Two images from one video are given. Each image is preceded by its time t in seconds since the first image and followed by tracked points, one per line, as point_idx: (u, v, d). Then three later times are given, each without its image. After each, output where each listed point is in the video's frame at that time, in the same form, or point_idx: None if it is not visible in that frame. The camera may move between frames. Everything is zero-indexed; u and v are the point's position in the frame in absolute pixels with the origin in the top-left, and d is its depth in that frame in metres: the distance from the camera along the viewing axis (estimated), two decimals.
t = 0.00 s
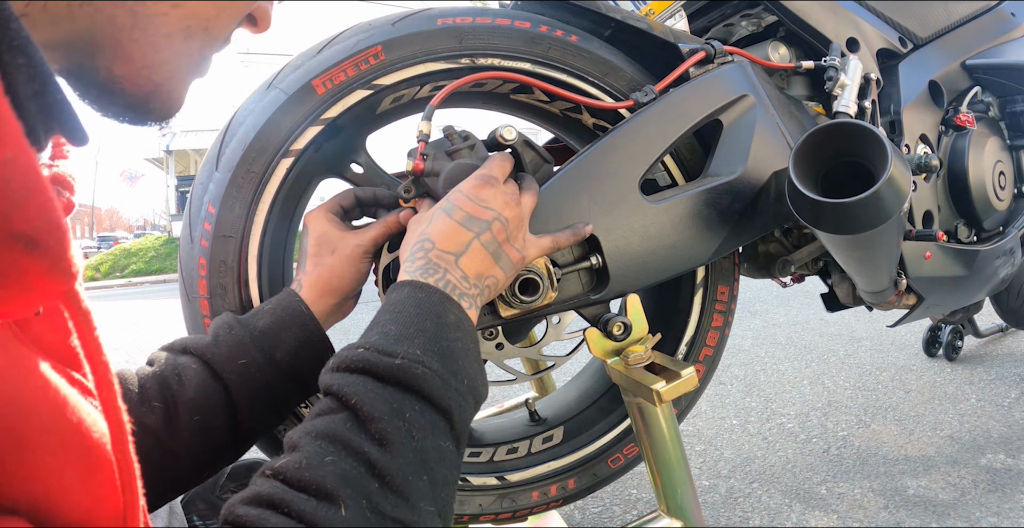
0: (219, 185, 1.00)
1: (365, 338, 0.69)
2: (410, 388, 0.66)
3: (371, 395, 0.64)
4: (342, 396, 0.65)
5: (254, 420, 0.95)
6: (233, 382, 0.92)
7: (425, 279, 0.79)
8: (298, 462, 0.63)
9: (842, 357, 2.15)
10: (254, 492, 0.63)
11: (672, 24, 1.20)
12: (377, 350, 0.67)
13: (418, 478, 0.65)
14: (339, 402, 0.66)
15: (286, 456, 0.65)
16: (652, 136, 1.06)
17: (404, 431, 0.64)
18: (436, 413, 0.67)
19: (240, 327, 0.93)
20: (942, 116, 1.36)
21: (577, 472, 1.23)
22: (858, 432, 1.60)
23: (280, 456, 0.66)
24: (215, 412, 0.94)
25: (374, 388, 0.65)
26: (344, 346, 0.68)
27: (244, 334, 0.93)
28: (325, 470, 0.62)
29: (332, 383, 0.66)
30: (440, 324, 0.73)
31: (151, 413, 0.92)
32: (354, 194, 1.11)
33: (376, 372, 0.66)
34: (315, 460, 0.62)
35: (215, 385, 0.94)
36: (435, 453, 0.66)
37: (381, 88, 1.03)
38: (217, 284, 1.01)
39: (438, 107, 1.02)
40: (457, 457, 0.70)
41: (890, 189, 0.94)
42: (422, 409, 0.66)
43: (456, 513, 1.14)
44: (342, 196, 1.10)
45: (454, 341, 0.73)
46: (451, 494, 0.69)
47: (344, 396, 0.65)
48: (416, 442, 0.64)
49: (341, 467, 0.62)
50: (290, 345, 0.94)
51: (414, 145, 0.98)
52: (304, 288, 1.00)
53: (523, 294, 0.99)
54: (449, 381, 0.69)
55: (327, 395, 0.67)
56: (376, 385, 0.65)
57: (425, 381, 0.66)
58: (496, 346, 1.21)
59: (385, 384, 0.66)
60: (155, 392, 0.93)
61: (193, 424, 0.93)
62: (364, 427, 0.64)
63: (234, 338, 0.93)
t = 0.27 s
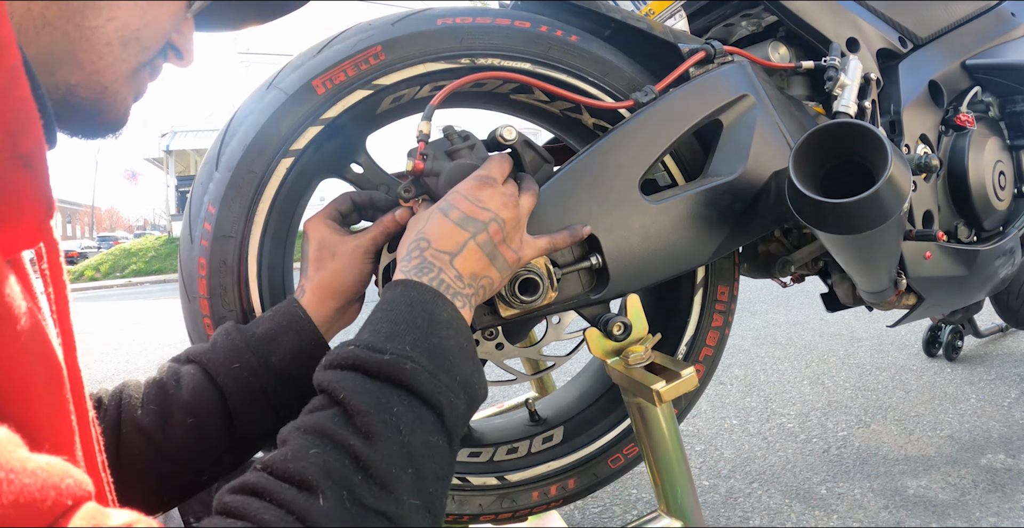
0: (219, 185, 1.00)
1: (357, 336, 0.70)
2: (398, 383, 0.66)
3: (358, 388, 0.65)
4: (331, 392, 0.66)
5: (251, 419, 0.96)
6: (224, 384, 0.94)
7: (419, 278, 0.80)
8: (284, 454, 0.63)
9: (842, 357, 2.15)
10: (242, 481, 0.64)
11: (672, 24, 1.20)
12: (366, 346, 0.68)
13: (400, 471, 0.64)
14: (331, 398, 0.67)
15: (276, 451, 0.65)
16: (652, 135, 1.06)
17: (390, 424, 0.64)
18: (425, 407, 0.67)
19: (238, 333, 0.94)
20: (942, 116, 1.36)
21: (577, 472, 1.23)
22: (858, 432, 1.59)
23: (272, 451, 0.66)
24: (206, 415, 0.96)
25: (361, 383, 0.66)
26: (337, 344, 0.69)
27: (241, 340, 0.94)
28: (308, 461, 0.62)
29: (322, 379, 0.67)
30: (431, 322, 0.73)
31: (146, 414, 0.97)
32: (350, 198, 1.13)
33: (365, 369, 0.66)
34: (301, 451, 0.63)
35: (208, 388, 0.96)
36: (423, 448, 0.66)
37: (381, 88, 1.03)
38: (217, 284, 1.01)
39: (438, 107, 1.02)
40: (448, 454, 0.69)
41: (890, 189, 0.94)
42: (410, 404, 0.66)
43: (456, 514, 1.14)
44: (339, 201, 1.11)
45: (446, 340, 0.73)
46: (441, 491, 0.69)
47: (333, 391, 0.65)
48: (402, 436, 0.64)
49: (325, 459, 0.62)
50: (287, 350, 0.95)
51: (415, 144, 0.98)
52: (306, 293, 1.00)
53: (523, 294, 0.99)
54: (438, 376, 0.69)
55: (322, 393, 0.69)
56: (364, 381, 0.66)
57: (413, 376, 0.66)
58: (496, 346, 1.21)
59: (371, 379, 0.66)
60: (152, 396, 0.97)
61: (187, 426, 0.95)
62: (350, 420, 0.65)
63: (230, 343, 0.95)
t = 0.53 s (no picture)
0: (218, 185, 1.00)
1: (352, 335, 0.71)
2: (387, 379, 0.67)
3: (346, 385, 0.66)
4: (322, 390, 0.67)
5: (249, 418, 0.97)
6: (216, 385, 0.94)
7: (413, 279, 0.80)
8: (275, 448, 0.65)
9: (842, 357, 2.15)
10: (237, 473, 0.67)
11: (672, 24, 1.20)
12: (357, 345, 0.69)
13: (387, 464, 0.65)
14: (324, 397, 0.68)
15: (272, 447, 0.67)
16: (652, 136, 1.06)
17: (377, 419, 0.65)
18: (415, 403, 0.67)
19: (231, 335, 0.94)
20: (942, 116, 1.36)
21: (577, 472, 1.23)
22: (858, 432, 1.59)
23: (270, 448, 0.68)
24: (200, 415, 0.96)
25: (350, 379, 0.67)
26: (331, 345, 0.70)
27: (233, 341, 0.94)
28: (295, 454, 0.64)
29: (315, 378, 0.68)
30: (426, 322, 0.73)
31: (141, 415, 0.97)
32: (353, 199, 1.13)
33: (356, 366, 0.67)
34: (290, 445, 0.65)
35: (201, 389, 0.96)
36: (412, 443, 0.66)
37: (381, 88, 1.03)
38: (217, 285, 1.00)
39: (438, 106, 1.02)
40: (440, 451, 0.69)
41: (890, 189, 0.94)
42: (400, 400, 0.67)
43: (455, 514, 1.15)
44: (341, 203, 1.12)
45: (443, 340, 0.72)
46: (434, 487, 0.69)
47: (323, 389, 0.67)
48: (390, 430, 0.65)
49: (311, 452, 0.64)
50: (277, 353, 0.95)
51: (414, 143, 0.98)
52: (301, 292, 1.01)
53: (523, 294, 0.99)
54: (430, 373, 0.69)
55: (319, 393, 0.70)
56: (355, 378, 0.67)
57: (402, 373, 0.67)
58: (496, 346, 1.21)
59: (361, 376, 0.67)
60: (150, 397, 0.98)
61: (178, 424, 0.96)
62: (340, 416, 0.66)
63: (223, 345, 0.95)
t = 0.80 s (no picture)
0: (220, 184, 1.00)
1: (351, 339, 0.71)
2: (383, 381, 0.67)
3: (343, 387, 0.67)
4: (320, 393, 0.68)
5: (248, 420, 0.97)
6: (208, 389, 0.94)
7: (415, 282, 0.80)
8: (274, 449, 0.66)
9: (842, 357, 2.15)
10: (240, 471, 0.68)
11: (672, 24, 1.20)
12: (356, 348, 0.70)
13: (383, 464, 0.64)
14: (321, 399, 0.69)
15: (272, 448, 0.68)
16: (652, 136, 1.06)
17: (373, 419, 0.65)
18: (412, 404, 0.67)
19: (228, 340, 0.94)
20: (942, 116, 1.36)
21: (577, 472, 1.23)
22: (857, 432, 1.59)
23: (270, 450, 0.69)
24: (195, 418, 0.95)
25: (348, 381, 0.67)
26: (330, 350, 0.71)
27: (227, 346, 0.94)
28: (292, 453, 0.65)
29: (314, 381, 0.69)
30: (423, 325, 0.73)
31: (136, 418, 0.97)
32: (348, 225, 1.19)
33: (353, 369, 0.68)
34: (287, 445, 0.65)
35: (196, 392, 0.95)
36: (409, 444, 0.65)
37: (382, 88, 1.03)
38: (218, 285, 1.01)
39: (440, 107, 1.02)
40: (439, 452, 0.68)
41: (889, 189, 0.94)
42: (397, 400, 0.66)
43: (455, 513, 1.16)
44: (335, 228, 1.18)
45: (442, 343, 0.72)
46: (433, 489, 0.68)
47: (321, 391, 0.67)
48: (386, 431, 0.65)
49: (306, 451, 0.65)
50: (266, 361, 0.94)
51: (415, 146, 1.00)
52: (287, 300, 1.02)
53: (523, 295, 1.00)
54: (427, 375, 0.68)
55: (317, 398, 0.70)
56: (352, 380, 0.67)
57: (399, 374, 0.67)
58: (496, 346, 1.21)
59: (358, 378, 0.67)
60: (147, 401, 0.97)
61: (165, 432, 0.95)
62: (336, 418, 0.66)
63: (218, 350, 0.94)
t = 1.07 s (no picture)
0: (218, 185, 1.00)
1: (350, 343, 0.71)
2: (381, 384, 0.67)
3: (342, 390, 0.67)
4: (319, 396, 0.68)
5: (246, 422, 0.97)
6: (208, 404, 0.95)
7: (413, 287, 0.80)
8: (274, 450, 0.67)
9: (842, 357, 2.15)
10: (241, 473, 0.68)
11: (672, 24, 1.20)
12: (354, 353, 0.70)
13: (380, 464, 0.64)
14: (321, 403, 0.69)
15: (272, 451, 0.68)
16: (652, 136, 1.06)
17: (372, 420, 0.65)
18: (410, 406, 0.67)
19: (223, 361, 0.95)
20: (942, 116, 1.36)
21: (577, 472, 1.23)
22: (858, 432, 1.59)
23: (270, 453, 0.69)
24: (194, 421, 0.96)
25: (347, 384, 0.67)
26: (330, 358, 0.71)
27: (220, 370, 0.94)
28: (293, 453, 0.65)
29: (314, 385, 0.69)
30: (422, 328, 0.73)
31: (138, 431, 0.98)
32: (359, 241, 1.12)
33: (352, 373, 0.68)
34: (287, 446, 0.66)
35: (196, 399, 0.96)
36: (406, 446, 0.65)
37: (381, 88, 1.03)
38: (218, 284, 1.01)
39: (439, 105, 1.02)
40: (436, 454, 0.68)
41: (889, 188, 0.94)
42: (395, 402, 0.66)
43: (456, 513, 1.16)
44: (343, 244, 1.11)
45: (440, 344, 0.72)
46: (430, 490, 0.68)
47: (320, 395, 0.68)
48: (383, 432, 0.64)
49: (305, 452, 0.65)
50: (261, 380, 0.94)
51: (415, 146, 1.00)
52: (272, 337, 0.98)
53: (523, 295, 1.00)
54: (425, 377, 0.69)
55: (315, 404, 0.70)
56: (350, 384, 0.67)
57: (397, 377, 0.67)
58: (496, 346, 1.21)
59: (357, 378, 0.67)
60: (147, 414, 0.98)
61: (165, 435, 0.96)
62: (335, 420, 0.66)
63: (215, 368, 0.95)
